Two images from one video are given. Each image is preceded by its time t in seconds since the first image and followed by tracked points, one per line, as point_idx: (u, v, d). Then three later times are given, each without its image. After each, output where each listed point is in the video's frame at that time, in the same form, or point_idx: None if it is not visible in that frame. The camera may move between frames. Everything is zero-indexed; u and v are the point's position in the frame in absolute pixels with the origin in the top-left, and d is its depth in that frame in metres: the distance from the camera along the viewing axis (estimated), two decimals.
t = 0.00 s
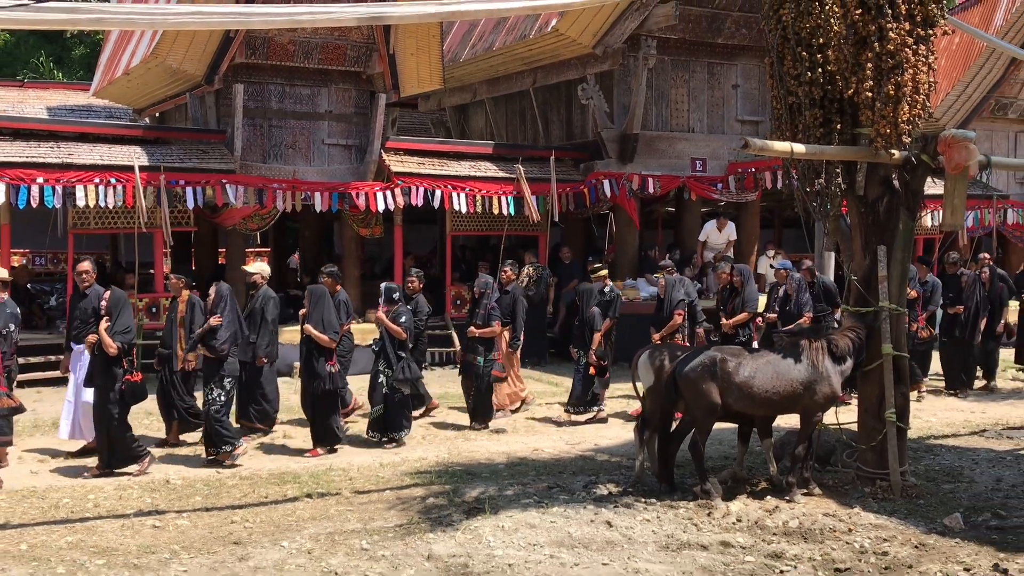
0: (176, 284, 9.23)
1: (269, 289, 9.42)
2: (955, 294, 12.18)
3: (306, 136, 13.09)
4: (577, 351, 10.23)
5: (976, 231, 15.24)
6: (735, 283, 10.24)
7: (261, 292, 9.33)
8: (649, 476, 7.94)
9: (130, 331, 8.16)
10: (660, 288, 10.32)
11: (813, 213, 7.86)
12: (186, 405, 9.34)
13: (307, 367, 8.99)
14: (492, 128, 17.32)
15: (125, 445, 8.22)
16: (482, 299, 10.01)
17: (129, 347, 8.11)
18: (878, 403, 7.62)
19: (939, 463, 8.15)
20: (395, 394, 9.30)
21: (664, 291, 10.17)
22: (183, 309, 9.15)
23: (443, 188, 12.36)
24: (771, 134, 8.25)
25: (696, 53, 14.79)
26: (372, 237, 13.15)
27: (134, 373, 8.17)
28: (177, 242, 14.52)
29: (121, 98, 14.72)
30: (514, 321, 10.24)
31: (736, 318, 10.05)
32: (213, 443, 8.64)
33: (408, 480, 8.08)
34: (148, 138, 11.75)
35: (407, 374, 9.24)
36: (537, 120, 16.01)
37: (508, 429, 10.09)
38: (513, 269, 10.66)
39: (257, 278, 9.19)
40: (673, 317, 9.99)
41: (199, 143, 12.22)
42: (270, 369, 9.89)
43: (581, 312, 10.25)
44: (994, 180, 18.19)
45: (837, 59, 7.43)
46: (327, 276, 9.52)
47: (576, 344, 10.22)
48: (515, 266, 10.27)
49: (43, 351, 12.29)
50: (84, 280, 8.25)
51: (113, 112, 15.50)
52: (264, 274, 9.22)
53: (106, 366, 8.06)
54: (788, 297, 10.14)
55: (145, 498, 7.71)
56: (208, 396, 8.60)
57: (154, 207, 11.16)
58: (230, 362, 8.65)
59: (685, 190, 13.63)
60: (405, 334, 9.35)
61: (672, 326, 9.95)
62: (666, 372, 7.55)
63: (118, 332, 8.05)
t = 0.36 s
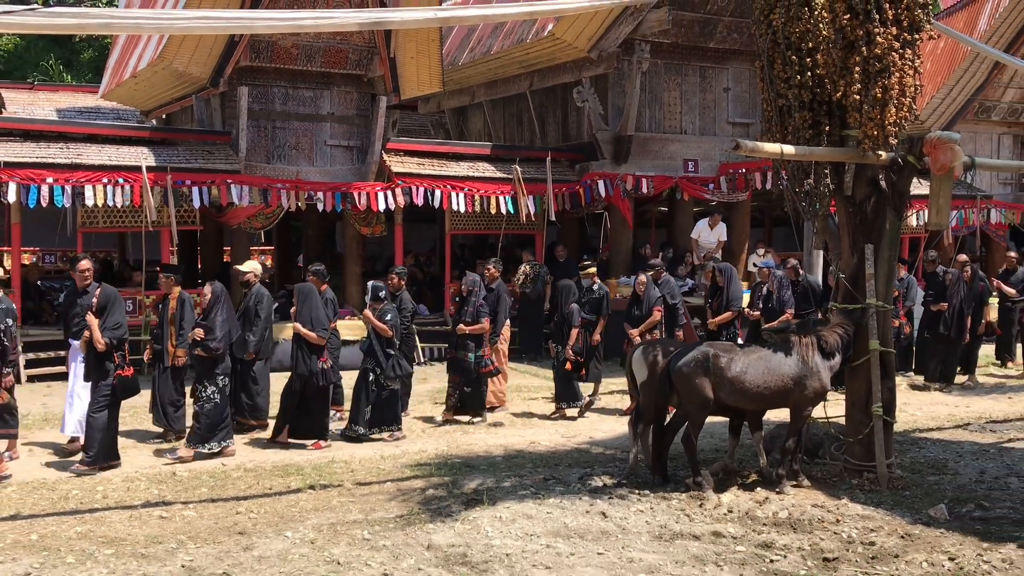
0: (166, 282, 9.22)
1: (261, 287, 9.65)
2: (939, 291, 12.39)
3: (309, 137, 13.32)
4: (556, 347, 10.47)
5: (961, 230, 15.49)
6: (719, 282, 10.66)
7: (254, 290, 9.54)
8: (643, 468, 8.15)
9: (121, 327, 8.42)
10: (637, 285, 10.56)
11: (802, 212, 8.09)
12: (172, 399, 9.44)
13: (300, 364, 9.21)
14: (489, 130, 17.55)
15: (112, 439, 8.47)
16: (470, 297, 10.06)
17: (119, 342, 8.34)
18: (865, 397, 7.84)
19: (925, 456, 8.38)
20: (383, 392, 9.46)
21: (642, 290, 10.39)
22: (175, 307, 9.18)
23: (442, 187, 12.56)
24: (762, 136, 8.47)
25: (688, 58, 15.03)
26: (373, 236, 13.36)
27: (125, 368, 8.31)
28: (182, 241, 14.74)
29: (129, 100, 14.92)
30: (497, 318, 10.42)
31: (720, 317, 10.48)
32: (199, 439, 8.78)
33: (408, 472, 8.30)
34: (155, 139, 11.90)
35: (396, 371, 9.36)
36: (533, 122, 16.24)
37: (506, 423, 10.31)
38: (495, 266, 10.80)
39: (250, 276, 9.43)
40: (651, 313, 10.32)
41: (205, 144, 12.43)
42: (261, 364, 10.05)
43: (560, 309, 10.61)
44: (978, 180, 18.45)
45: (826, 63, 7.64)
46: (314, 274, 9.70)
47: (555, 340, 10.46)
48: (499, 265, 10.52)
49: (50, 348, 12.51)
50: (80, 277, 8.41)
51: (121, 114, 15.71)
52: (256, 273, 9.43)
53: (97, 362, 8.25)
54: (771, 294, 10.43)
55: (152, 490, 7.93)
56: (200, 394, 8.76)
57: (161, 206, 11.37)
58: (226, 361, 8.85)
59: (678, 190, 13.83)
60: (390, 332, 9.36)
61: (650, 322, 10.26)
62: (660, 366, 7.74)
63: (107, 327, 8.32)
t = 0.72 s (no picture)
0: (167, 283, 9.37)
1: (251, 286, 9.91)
2: (923, 291, 12.54)
3: (312, 138, 13.50)
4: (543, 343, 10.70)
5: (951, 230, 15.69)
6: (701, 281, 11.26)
7: (243, 288, 9.77)
8: (639, 463, 8.34)
9: (113, 327, 8.48)
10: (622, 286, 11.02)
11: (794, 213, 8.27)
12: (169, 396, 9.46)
13: (286, 360, 9.33)
14: (489, 132, 17.75)
15: (107, 435, 8.62)
16: (454, 295, 10.25)
17: (110, 342, 8.42)
18: (856, 393, 8.02)
19: (914, 450, 8.57)
20: (364, 386, 9.63)
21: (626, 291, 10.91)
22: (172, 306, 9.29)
23: (443, 188, 12.74)
24: (755, 138, 8.66)
25: (683, 61, 15.23)
26: (375, 235, 13.55)
27: (115, 369, 8.42)
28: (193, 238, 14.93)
29: (137, 102, 15.14)
30: (486, 317, 10.56)
31: (704, 316, 11.03)
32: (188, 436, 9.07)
33: (409, 466, 8.48)
34: (162, 141, 12.13)
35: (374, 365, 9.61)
36: (532, 124, 16.44)
37: (504, 419, 10.50)
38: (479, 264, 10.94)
39: (238, 275, 9.71)
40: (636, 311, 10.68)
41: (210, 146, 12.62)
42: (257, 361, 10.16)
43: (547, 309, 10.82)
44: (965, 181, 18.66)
45: (818, 66, 7.81)
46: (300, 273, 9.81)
47: (542, 337, 10.67)
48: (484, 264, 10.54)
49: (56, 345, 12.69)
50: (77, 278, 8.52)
51: (128, 116, 15.91)
52: (244, 272, 9.70)
53: (87, 362, 8.38)
54: (752, 293, 10.84)
55: (159, 483, 8.11)
56: (186, 393, 9.02)
57: (168, 206, 11.56)
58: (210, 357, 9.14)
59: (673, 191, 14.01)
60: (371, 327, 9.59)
61: (636, 319, 10.63)
62: (655, 362, 7.92)
63: (97, 328, 8.38)
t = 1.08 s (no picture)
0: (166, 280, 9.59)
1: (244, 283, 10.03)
2: (898, 287, 12.80)
3: (317, 139, 13.71)
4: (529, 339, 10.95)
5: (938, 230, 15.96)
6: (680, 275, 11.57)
7: (236, 284, 9.90)
8: (634, 454, 8.58)
9: (110, 321, 8.65)
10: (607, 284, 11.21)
11: (785, 212, 8.51)
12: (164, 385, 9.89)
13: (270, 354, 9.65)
14: (489, 132, 18.01)
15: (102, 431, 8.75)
16: (443, 292, 10.59)
17: (107, 336, 8.56)
18: (845, 386, 8.27)
19: (900, 442, 8.82)
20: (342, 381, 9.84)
21: (612, 287, 11.06)
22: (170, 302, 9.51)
23: (444, 187, 12.96)
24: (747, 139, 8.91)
25: (678, 64, 15.46)
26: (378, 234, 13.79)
27: (109, 363, 8.52)
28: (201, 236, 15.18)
29: (148, 104, 15.43)
30: (475, 309, 10.85)
31: (681, 310, 11.35)
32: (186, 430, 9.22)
33: (411, 457, 8.73)
34: (171, 141, 12.32)
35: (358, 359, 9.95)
36: (530, 126, 16.68)
37: (503, 412, 10.76)
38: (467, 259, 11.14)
39: (230, 271, 9.88)
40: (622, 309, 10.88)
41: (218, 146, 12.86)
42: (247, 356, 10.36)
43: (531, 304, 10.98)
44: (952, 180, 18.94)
45: (808, 69, 8.02)
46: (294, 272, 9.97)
47: (527, 333, 10.90)
48: (470, 260, 10.91)
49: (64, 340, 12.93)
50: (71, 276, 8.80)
51: (137, 117, 16.16)
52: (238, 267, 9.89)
53: (84, 357, 8.52)
54: (732, 290, 11.15)
55: (168, 474, 8.36)
56: (185, 387, 9.14)
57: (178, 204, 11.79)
58: (199, 351, 9.19)
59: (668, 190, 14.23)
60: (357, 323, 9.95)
61: (621, 317, 10.84)
62: (650, 357, 8.14)
63: (95, 323, 8.56)
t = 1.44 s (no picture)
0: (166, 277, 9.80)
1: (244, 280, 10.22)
2: (876, 284, 13.12)
3: (323, 141, 14.03)
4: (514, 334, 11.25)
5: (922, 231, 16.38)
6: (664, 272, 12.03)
7: (238, 282, 10.12)
8: (628, 444, 8.93)
9: (113, 315, 8.85)
10: (591, 279, 11.33)
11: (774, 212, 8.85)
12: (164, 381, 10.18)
13: (265, 350, 9.91)
14: (489, 135, 18.37)
15: (100, 424, 9.07)
16: (435, 290, 10.72)
17: (111, 332, 8.81)
18: (830, 379, 8.61)
19: (884, 433, 9.18)
20: (339, 376, 10.13)
21: (597, 283, 11.17)
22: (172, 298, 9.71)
23: (445, 187, 13.28)
24: (738, 142, 9.25)
25: (671, 69, 15.79)
26: (382, 233, 14.12)
27: (112, 356, 8.81)
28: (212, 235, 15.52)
29: (160, 107, 15.80)
30: (466, 307, 11.02)
31: (665, 307, 11.73)
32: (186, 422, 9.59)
33: (414, 447, 9.07)
34: (183, 143, 12.73)
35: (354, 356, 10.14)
36: (529, 129, 17.03)
37: (502, 405, 11.11)
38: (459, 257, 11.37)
39: (232, 269, 10.11)
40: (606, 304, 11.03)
41: (228, 148, 13.22)
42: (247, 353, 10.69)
43: (517, 299, 11.34)
44: (934, 183, 19.32)
45: (797, 74, 8.34)
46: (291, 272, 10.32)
47: (512, 327, 11.27)
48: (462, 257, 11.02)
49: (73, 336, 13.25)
50: (70, 272, 8.77)
51: (150, 120, 16.52)
52: (239, 266, 10.09)
53: (89, 351, 8.79)
54: (714, 288, 11.62)
55: (180, 463, 8.71)
56: (187, 380, 9.44)
57: (190, 204, 12.15)
58: (199, 348, 9.41)
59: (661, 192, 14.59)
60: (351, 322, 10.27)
61: (604, 313, 10.99)
62: (643, 351, 8.46)
63: (99, 319, 8.76)
